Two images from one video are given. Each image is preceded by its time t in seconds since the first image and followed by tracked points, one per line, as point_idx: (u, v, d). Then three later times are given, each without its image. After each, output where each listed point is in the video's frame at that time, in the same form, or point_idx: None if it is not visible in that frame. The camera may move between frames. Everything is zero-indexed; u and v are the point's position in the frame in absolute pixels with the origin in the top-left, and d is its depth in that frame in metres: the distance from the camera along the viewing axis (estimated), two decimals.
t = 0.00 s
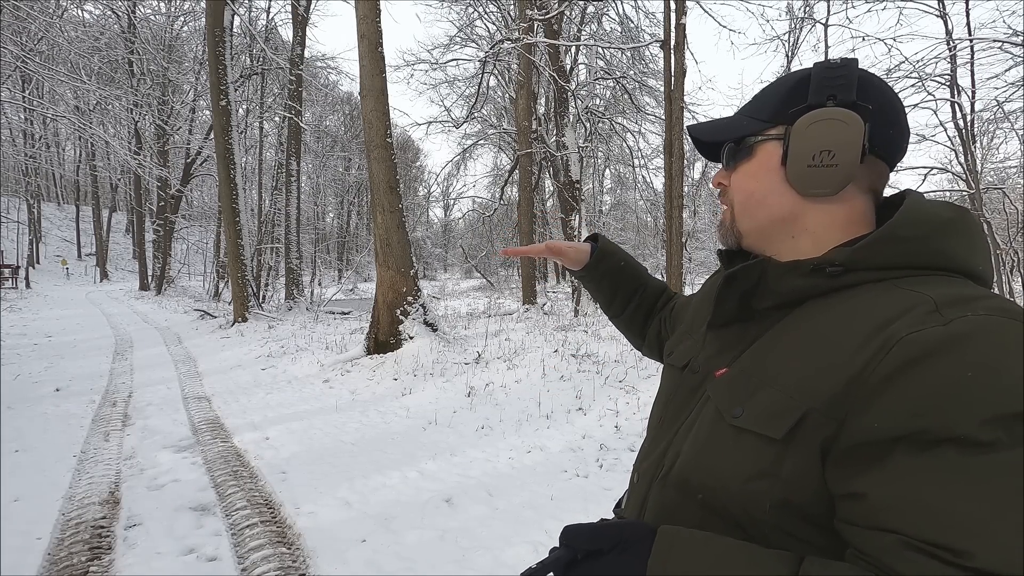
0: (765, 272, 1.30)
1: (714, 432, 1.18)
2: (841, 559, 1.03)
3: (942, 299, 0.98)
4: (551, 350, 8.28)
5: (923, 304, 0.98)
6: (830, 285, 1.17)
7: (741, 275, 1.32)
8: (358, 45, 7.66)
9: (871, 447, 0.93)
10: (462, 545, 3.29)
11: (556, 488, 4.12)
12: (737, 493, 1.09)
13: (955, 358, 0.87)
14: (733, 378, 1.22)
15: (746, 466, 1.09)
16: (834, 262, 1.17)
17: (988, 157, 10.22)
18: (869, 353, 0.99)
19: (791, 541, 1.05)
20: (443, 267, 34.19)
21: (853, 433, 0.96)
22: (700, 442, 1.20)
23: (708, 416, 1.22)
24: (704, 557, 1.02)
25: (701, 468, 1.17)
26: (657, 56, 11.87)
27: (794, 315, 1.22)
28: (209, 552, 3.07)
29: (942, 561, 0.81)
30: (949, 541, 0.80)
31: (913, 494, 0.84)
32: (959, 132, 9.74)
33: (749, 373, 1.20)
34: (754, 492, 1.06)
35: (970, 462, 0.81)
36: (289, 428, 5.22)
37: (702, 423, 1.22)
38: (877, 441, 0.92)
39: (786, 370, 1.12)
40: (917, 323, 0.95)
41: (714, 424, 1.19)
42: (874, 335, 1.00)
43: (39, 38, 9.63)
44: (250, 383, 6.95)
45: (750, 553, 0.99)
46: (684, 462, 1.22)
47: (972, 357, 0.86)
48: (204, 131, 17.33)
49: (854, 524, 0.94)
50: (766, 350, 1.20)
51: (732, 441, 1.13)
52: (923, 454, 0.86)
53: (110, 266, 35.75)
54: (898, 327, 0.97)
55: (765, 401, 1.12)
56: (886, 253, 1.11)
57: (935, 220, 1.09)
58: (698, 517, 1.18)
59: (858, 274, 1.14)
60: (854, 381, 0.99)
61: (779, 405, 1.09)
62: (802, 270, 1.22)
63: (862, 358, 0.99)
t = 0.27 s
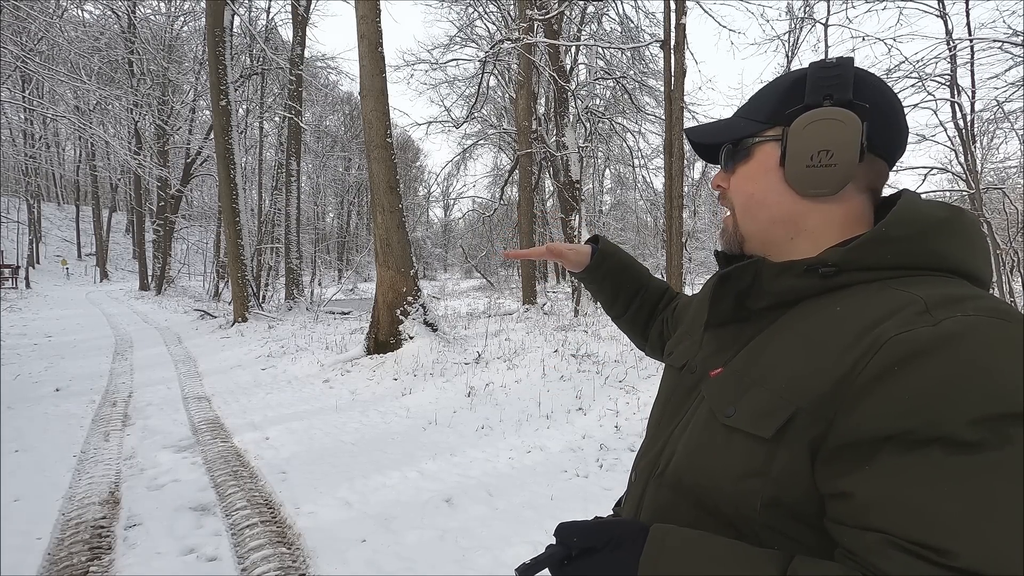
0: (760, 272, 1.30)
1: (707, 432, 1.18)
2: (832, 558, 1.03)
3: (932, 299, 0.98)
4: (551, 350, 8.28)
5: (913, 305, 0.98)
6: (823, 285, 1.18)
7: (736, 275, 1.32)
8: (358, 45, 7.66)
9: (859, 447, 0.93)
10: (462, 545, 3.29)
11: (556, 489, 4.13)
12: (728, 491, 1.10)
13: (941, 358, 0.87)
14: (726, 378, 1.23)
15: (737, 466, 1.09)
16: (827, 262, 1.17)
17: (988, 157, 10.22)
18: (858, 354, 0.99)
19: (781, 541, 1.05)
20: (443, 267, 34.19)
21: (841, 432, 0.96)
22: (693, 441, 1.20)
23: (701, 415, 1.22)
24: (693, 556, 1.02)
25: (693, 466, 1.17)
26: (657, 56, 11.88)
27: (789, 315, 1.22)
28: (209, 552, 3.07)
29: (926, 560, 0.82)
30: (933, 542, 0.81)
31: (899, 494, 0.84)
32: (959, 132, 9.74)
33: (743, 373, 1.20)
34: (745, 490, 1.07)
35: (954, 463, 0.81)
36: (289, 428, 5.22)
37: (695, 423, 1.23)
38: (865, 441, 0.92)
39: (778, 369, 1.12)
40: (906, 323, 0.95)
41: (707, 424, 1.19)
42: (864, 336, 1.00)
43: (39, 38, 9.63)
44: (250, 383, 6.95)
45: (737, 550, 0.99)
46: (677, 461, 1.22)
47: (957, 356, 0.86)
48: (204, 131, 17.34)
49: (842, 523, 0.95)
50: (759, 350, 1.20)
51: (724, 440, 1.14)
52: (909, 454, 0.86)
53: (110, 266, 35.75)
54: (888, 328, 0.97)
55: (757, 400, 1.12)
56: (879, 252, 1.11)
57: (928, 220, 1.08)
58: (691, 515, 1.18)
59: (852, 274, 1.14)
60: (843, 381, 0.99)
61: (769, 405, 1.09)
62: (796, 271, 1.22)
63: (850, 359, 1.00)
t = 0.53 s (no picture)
0: (759, 273, 1.30)
1: (704, 432, 1.18)
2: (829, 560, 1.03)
3: (932, 302, 0.97)
4: (551, 350, 8.28)
5: (911, 307, 0.98)
6: (822, 286, 1.17)
7: (735, 275, 1.32)
8: (358, 45, 7.66)
9: (856, 450, 0.93)
10: (462, 545, 3.28)
11: (556, 488, 4.12)
12: (725, 492, 1.10)
13: (938, 361, 0.87)
14: (724, 379, 1.23)
15: (735, 467, 1.09)
16: (826, 264, 1.17)
17: (987, 157, 10.22)
18: (857, 357, 0.98)
19: (778, 542, 1.05)
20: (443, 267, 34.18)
21: (840, 435, 0.96)
22: (690, 441, 1.20)
23: (699, 416, 1.22)
24: (690, 557, 1.02)
25: (691, 467, 1.17)
26: (657, 56, 11.88)
27: (788, 316, 1.22)
28: (209, 552, 3.07)
29: (921, 561, 0.82)
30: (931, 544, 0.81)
31: (897, 498, 0.84)
32: (959, 132, 9.74)
33: (740, 373, 1.20)
34: (742, 492, 1.07)
35: (952, 466, 0.81)
36: (289, 428, 5.21)
37: (693, 423, 1.23)
38: (863, 444, 0.92)
39: (776, 370, 1.12)
40: (904, 326, 0.95)
41: (705, 425, 1.19)
42: (862, 339, 1.00)
43: (39, 38, 9.63)
44: (250, 383, 6.95)
45: (733, 550, 0.99)
46: (675, 462, 1.22)
47: (956, 359, 0.85)
48: (204, 131, 17.34)
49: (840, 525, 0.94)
50: (758, 350, 1.20)
51: (721, 441, 1.14)
52: (907, 457, 0.86)
53: (110, 266, 35.74)
54: (886, 331, 0.97)
55: (756, 401, 1.12)
56: (879, 254, 1.11)
57: (928, 222, 1.08)
58: (688, 515, 1.19)
59: (850, 276, 1.14)
60: (841, 383, 0.99)
61: (767, 406, 1.09)
62: (795, 272, 1.22)
63: (848, 361, 1.00)
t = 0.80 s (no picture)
0: (765, 278, 1.30)
1: (710, 437, 1.18)
2: (832, 565, 1.03)
3: (942, 310, 0.97)
4: (551, 350, 8.28)
5: (922, 315, 0.98)
6: (829, 292, 1.17)
7: (742, 280, 1.32)
8: (358, 45, 7.66)
9: (866, 458, 0.92)
10: (462, 545, 3.28)
11: (556, 488, 4.12)
12: (731, 496, 1.10)
13: (950, 370, 0.86)
14: (729, 383, 1.23)
15: (740, 472, 1.09)
16: (835, 268, 1.16)
17: (987, 157, 10.22)
18: (866, 365, 0.98)
19: (782, 547, 1.05)
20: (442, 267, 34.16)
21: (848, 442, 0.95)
22: (695, 446, 1.20)
23: (705, 421, 1.22)
24: (692, 560, 1.02)
25: (696, 471, 1.18)
26: (657, 56, 11.87)
27: (793, 321, 1.22)
28: (209, 552, 3.07)
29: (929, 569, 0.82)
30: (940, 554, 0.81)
31: (905, 508, 0.84)
32: (959, 132, 9.74)
33: (746, 378, 1.19)
34: (748, 497, 1.07)
35: (961, 477, 0.81)
36: (289, 428, 5.21)
37: (698, 427, 1.23)
38: (872, 452, 0.91)
39: (784, 376, 1.12)
40: (916, 335, 0.94)
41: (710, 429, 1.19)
42: (872, 346, 1.00)
43: (39, 38, 9.62)
44: (250, 383, 6.95)
45: (738, 554, 0.99)
46: (680, 465, 1.22)
47: (969, 369, 0.85)
48: (204, 131, 17.34)
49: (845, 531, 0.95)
50: (765, 355, 1.20)
51: (726, 446, 1.14)
52: (915, 466, 0.86)
53: (110, 266, 35.73)
54: (898, 339, 0.96)
55: (763, 407, 1.12)
56: (887, 260, 1.10)
57: (934, 228, 1.08)
58: (693, 519, 1.19)
59: (858, 280, 1.13)
60: (851, 391, 0.98)
61: (774, 412, 1.09)
62: (802, 277, 1.21)
63: (857, 368, 0.99)
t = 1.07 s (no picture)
0: (768, 280, 1.29)
1: (724, 444, 1.16)
2: (857, 568, 1.02)
3: (953, 303, 0.99)
4: (551, 350, 8.28)
5: (934, 310, 0.99)
6: (833, 292, 1.17)
7: (745, 283, 1.31)
8: (358, 45, 7.66)
9: (890, 458, 0.93)
10: (462, 546, 3.28)
11: (556, 488, 4.12)
12: (751, 505, 1.08)
13: (972, 364, 0.87)
14: (740, 388, 1.21)
15: (760, 479, 1.07)
16: (838, 267, 1.17)
17: (988, 157, 10.21)
18: (885, 363, 0.98)
19: (807, 553, 1.03)
20: (443, 267, 34.16)
21: (872, 444, 0.95)
22: (709, 453, 1.18)
23: (718, 427, 1.20)
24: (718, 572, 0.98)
25: (711, 479, 1.15)
26: (657, 56, 11.87)
27: (799, 321, 1.21)
28: (208, 552, 3.07)
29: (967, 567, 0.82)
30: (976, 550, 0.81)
31: (939, 505, 0.84)
32: (959, 132, 9.74)
33: (757, 382, 1.19)
34: (771, 504, 1.05)
35: (993, 471, 0.81)
36: (289, 428, 5.22)
37: (710, 434, 1.21)
38: (897, 452, 0.91)
39: (798, 378, 1.11)
40: (932, 329, 0.96)
41: (723, 435, 1.17)
42: (890, 343, 1.00)
43: (39, 38, 9.63)
44: (250, 383, 6.95)
45: (769, 565, 0.96)
46: (694, 475, 1.20)
47: (991, 363, 0.86)
48: (204, 131, 17.35)
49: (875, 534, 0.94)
50: (774, 357, 1.19)
51: (744, 453, 1.12)
52: (943, 463, 0.86)
53: (110, 266, 35.75)
54: (916, 334, 0.97)
55: (779, 411, 1.10)
56: (889, 257, 1.12)
57: (936, 223, 1.10)
58: (708, 530, 1.16)
59: (862, 278, 1.15)
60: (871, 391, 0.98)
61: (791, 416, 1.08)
62: (807, 277, 1.21)
63: (877, 367, 0.99)
